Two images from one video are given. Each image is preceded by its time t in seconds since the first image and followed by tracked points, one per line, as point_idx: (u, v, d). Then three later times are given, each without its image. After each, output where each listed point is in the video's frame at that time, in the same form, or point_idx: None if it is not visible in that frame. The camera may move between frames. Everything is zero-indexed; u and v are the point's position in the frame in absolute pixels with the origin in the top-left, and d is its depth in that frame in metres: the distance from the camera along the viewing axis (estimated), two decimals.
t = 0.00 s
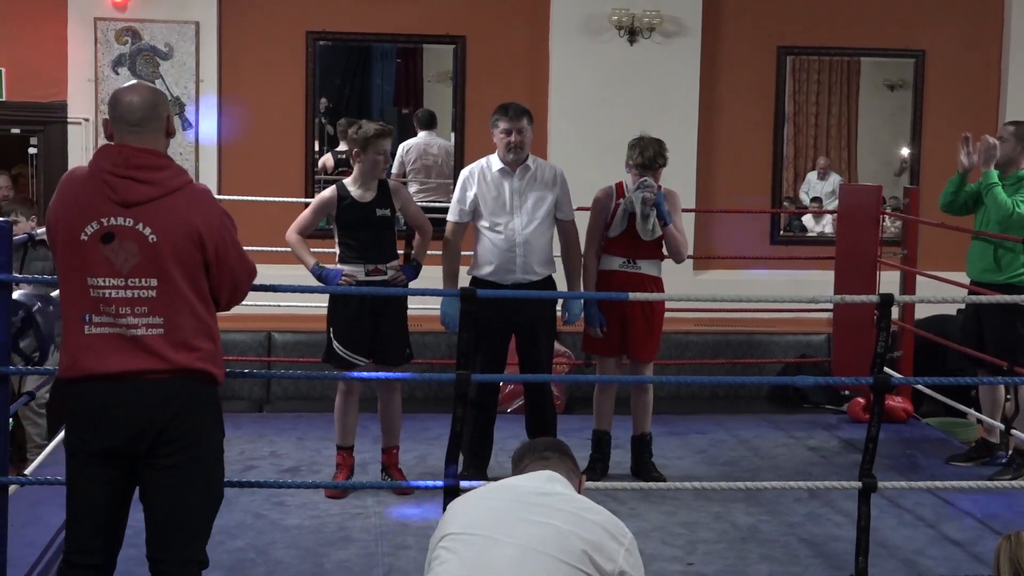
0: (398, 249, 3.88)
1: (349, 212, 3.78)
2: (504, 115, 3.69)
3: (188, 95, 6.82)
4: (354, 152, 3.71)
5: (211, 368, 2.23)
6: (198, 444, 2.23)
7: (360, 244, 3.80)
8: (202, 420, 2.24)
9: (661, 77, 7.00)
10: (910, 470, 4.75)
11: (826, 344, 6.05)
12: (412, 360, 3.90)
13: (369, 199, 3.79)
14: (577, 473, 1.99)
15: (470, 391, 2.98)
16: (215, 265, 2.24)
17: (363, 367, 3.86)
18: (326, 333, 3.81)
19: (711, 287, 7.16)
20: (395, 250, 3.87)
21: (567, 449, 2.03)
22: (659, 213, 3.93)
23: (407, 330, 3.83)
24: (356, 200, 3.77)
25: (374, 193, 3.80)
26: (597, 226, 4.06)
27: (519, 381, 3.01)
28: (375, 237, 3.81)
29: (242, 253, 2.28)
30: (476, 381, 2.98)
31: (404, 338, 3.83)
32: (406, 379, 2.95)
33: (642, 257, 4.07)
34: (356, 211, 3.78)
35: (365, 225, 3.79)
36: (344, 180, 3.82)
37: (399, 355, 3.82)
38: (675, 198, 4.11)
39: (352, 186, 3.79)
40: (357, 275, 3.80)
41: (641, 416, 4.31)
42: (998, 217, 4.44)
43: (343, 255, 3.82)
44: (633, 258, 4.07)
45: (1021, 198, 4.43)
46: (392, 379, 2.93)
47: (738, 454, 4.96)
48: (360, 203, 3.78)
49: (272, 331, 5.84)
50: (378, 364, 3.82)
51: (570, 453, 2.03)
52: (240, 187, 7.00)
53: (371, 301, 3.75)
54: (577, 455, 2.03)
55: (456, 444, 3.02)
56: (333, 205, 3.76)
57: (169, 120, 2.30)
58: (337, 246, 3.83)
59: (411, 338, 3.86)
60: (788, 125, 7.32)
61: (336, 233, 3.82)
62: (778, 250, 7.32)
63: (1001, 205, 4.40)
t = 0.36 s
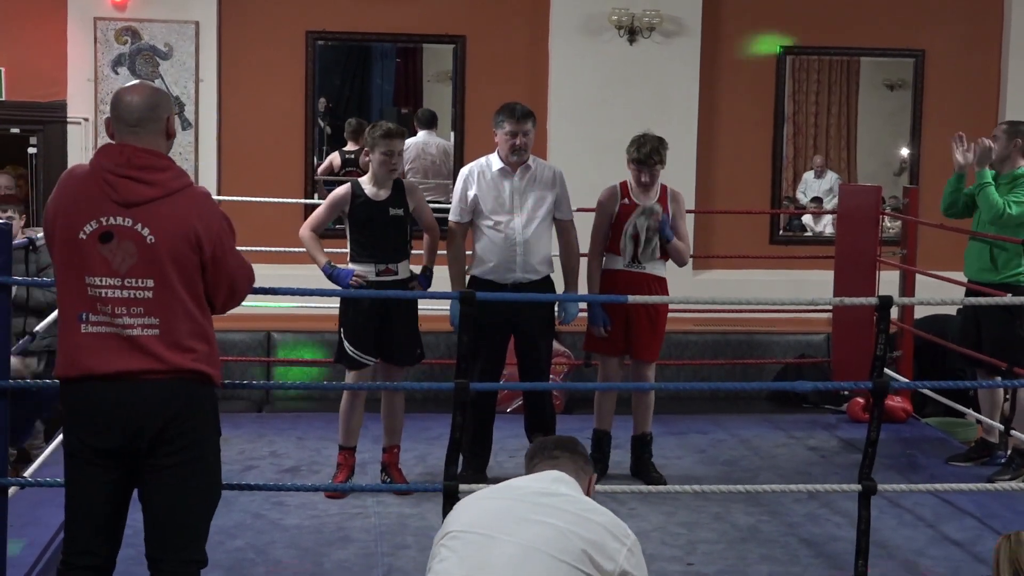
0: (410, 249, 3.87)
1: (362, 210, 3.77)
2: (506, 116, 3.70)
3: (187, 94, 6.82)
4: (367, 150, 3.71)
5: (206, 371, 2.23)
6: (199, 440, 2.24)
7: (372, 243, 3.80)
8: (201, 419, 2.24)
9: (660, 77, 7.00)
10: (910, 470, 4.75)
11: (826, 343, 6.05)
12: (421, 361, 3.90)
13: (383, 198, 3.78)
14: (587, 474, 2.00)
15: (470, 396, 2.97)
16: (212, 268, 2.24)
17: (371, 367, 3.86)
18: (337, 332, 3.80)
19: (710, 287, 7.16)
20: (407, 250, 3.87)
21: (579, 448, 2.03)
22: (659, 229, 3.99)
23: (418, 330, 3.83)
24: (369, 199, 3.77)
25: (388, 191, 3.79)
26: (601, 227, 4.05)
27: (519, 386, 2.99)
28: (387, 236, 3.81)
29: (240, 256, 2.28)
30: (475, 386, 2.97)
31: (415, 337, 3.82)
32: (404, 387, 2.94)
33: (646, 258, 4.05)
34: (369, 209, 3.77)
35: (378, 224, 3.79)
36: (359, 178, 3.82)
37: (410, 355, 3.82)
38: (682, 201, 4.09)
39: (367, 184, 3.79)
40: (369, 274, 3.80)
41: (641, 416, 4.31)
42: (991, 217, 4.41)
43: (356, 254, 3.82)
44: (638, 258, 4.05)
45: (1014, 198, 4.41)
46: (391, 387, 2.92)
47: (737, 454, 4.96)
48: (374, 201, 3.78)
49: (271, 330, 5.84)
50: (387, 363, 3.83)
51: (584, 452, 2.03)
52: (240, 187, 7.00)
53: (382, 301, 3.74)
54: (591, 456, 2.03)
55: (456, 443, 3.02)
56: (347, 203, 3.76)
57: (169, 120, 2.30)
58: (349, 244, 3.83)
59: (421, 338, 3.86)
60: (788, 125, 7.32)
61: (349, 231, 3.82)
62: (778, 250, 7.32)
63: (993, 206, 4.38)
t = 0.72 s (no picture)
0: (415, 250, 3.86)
1: (368, 210, 3.77)
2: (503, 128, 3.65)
3: (187, 94, 6.82)
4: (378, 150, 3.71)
5: (196, 373, 2.22)
6: (195, 440, 2.24)
7: (376, 244, 3.80)
8: (196, 419, 2.24)
9: (660, 77, 7.00)
10: (910, 469, 4.75)
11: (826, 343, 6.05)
12: (424, 361, 3.90)
13: (390, 198, 3.77)
14: (589, 452, 1.91)
15: (470, 396, 2.96)
16: (202, 270, 2.22)
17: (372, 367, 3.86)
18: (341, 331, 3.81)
19: (710, 287, 7.16)
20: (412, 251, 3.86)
21: (592, 422, 1.94)
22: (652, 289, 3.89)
23: (420, 331, 3.83)
24: (375, 199, 3.76)
25: (396, 192, 3.78)
26: (605, 229, 4.05)
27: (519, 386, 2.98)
28: (392, 237, 3.80)
29: (231, 259, 2.26)
30: (475, 386, 2.97)
31: (417, 338, 3.82)
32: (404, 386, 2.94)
33: (647, 261, 4.04)
34: (374, 210, 3.77)
35: (383, 224, 3.79)
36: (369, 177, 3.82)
37: (412, 356, 3.82)
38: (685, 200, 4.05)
39: (375, 183, 3.79)
40: (371, 274, 3.81)
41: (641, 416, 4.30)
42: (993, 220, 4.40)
43: (360, 254, 3.83)
44: (639, 261, 4.05)
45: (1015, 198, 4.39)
46: (392, 386, 2.92)
47: (738, 453, 4.96)
48: (380, 201, 3.77)
49: (271, 330, 5.84)
50: (389, 363, 3.82)
51: (595, 428, 1.94)
52: (239, 187, 7.00)
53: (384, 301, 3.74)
54: (602, 432, 1.94)
55: (457, 443, 3.02)
56: (353, 202, 3.77)
57: (165, 119, 2.29)
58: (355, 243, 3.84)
59: (424, 339, 3.85)
60: (788, 124, 7.31)
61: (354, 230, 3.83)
62: (778, 250, 7.32)
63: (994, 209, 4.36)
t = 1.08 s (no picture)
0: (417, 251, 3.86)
1: (370, 211, 3.77)
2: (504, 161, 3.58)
3: (187, 94, 6.82)
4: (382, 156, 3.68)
5: (194, 373, 2.22)
6: (194, 440, 2.24)
7: (377, 244, 3.80)
8: (196, 418, 2.24)
9: (660, 77, 7.00)
10: (910, 469, 4.74)
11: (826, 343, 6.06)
12: (426, 361, 3.90)
13: (391, 200, 3.77)
14: (673, 465, 1.78)
15: (470, 396, 2.96)
16: (200, 269, 2.23)
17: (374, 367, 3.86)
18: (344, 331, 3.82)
19: (710, 286, 7.16)
20: (414, 251, 3.86)
21: (675, 433, 1.81)
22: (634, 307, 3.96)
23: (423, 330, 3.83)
24: (377, 199, 3.77)
25: (397, 194, 3.78)
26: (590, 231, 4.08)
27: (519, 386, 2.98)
28: (393, 238, 3.80)
29: (230, 258, 2.26)
30: (475, 386, 2.96)
31: (421, 337, 3.82)
32: (405, 387, 2.94)
33: (635, 259, 4.04)
34: (376, 210, 3.77)
35: (385, 225, 3.78)
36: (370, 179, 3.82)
37: (415, 355, 3.82)
38: (671, 197, 4.02)
39: (377, 184, 3.79)
40: (373, 274, 3.81)
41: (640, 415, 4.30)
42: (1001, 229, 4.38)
43: (363, 253, 3.83)
44: (627, 259, 4.05)
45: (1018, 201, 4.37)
46: (394, 387, 2.92)
47: (737, 453, 4.96)
48: (382, 202, 3.77)
49: (272, 330, 5.85)
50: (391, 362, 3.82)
51: (678, 438, 1.80)
52: (239, 187, 7.00)
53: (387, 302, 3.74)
54: (686, 442, 1.80)
55: (457, 443, 3.01)
56: (355, 203, 3.77)
57: (164, 119, 2.29)
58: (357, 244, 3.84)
59: (428, 338, 3.85)
60: (788, 124, 7.32)
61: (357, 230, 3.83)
62: (778, 250, 7.32)
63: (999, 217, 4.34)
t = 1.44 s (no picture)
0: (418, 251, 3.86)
1: (373, 208, 3.78)
2: (515, 156, 3.61)
3: (187, 94, 6.82)
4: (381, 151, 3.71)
5: (194, 372, 2.21)
6: (194, 441, 2.24)
7: (378, 243, 3.80)
8: (196, 418, 2.24)
9: (660, 77, 7.00)
10: (910, 469, 4.74)
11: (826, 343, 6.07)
12: (426, 360, 3.90)
13: (394, 198, 3.78)
14: (801, 504, 1.72)
15: (469, 396, 2.96)
16: (200, 267, 2.23)
17: (375, 366, 3.86)
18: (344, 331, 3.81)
19: (710, 286, 7.16)
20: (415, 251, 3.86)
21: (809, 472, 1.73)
22: (636, 315, 4.00)
23: (424, 330, 3.83)
24: (380, 197, 3.77)
25: (400, 192, 3.79)
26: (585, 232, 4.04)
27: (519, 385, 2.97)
28: (394, 237, 3.80)
29: (231, 257, 2.26)
30: (475, 385, 2.95)
31: (421, 337, 3.83)
32: (405, 386, 2.94)
33: (630, 259, 4.04)
34: (378, 208, 3.77)
35: (387, 223, 3.78)
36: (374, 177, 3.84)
37: (416, 355, 3.83)
38: (660, 197, 4.06)
39: (380, 182, 3.80)
40: (374, 272, 3.80)
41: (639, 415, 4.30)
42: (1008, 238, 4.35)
43: (364, 252, 3.83)
44: (622, 260, 4.04)
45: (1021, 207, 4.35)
46: (393, 387, 2.91)
47: (737, 453, 4.96)
48: (385, 200, 3.78)
49: (272, 330, 5.86)
50: (392, 361, 3.82)
51: (812, 478, 1.73)
52: (239, 186, 7.00)
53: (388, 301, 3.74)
54: (818, 484, 1.73)
55: (456, 442, 3.01)
56: (357, 200, 3.77)
57: (164, 120, 2.29)
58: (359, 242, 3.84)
59: (428, 338, 3.86)
60: (788, 124, 7.31)
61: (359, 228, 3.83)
62: (778, 250, 7.32)
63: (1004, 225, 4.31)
